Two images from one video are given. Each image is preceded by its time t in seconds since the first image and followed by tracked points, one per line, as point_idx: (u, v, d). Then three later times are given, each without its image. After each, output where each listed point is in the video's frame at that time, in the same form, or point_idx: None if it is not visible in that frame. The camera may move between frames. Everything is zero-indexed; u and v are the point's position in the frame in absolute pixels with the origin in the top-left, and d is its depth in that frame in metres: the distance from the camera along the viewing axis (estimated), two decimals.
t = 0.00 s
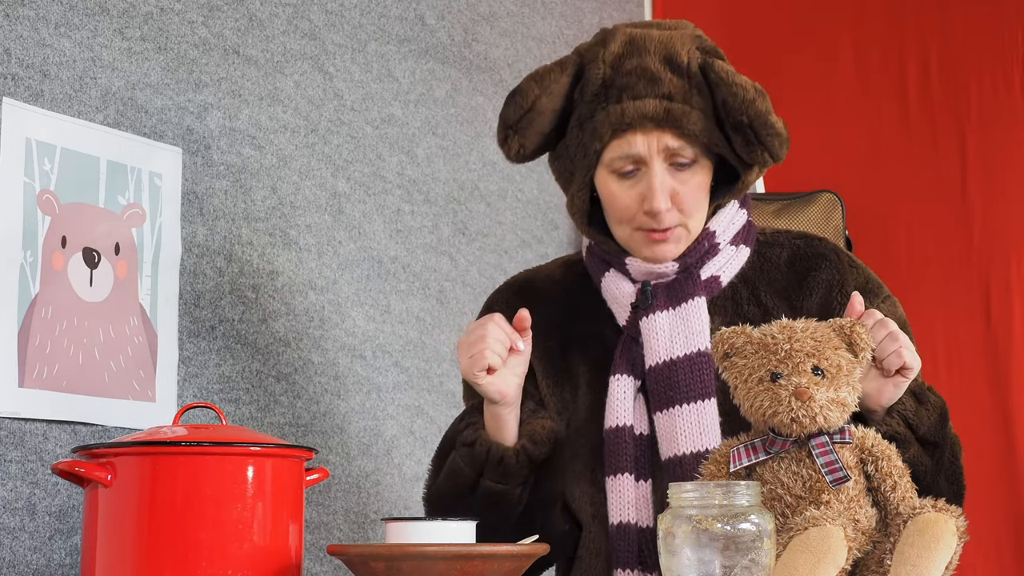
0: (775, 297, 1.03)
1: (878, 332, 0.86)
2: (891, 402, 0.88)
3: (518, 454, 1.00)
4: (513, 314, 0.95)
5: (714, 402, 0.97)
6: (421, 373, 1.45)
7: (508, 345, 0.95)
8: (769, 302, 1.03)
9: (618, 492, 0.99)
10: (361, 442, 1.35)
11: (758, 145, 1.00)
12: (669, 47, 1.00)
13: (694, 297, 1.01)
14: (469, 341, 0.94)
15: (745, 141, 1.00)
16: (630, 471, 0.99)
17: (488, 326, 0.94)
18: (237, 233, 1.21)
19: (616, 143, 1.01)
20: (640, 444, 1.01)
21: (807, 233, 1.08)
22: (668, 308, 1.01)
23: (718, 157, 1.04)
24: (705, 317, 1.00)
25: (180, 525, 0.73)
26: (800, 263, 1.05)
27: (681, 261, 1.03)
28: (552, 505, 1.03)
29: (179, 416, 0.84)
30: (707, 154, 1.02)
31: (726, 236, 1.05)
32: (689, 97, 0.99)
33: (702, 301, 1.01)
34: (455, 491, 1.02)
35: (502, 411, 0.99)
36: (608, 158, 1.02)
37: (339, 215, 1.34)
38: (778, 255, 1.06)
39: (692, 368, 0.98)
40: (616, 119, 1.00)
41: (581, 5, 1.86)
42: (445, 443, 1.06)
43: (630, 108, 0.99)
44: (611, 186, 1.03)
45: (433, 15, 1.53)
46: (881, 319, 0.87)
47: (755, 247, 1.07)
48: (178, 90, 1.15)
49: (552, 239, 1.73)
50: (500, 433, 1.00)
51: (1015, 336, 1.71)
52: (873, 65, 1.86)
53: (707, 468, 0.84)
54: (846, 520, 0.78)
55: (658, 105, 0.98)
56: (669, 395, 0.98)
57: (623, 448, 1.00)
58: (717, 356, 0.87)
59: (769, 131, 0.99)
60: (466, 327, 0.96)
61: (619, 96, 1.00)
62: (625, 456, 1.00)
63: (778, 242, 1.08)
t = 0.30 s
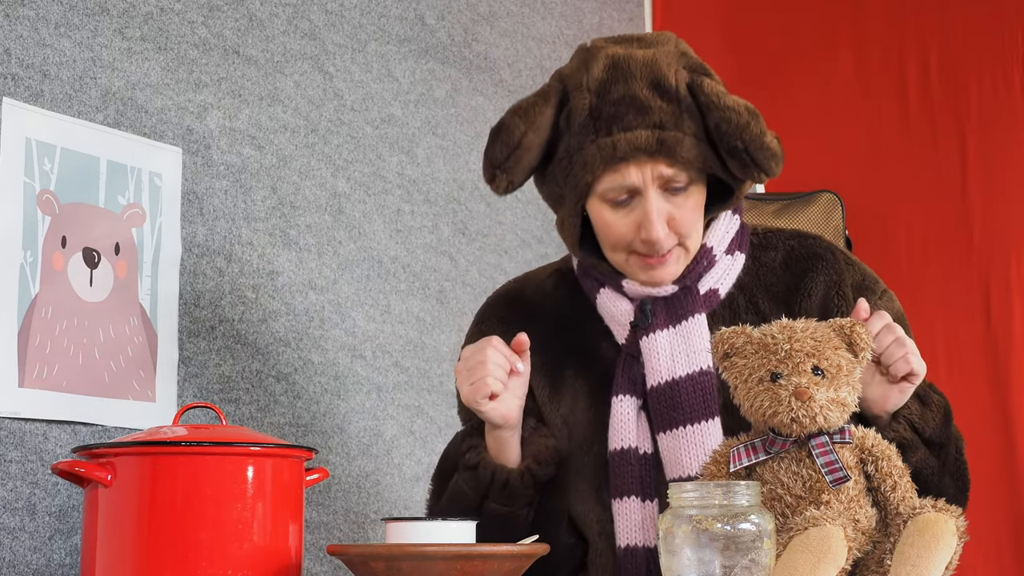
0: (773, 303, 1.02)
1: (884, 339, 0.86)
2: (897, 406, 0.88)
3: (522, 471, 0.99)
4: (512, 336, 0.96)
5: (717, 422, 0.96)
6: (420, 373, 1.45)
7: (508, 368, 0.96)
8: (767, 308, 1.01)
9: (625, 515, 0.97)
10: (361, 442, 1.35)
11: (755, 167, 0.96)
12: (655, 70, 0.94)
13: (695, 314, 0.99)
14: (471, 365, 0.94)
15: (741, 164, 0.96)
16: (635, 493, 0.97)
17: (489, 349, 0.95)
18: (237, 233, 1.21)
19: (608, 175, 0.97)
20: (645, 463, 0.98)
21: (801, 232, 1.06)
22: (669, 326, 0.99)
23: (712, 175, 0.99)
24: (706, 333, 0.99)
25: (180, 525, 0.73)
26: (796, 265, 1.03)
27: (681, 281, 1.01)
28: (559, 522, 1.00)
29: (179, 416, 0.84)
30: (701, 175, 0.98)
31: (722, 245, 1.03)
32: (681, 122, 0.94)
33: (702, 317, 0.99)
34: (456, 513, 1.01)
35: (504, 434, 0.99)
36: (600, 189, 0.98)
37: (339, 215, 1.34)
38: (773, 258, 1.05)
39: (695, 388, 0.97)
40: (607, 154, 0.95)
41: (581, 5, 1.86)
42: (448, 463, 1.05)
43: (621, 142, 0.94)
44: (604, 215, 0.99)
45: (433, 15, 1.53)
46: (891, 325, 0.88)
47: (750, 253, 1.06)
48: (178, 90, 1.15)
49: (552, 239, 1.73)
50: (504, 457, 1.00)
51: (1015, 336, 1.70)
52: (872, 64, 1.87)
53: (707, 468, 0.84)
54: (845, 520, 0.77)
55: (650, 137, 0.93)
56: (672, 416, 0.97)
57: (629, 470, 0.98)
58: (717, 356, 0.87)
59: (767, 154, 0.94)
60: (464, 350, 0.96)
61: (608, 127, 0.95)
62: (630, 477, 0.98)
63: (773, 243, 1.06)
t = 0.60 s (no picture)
0: (775, 310, 1.02)
1: (894, 353, 0.86)
2: (904, 417, 0.88)
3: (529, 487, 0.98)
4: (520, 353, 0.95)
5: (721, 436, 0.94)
6: (420, 373, 1.45)
7: (516, 386, 0.95)
8: (769, 314, 1.02)
9: (628, 530, 0.97)
10: (361, 442, 1.35)
11: (756, 182, 0.95)
12: (655, 86, 0.93)
13: (699, 326, 0.99)
14: (477, 382, 0.94)
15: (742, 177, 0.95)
16: (639, 507, 0.96)
17: (496, 366, 0.94)
18: (237, 233, 1.21)
19: (608, 193, 0.96)
20: (649, 476, 0.98)
21: (802, 235, 1.06)
22: (671, 339, 0.99)
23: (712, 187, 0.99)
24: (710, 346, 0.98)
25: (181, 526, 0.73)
26: (798, 271, 1.03)
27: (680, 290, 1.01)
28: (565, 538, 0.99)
29: (179, 416, 0.84)
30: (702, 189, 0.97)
31: (723, 253, 1.03)
32: (681, 139, 0.94)
33: (705, 329, 0.99)
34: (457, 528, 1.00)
35: (510, 451, 0.98)
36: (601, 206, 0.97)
37: (339, 215, 1.34)
38: (774, 264, 1.05)
39: (699, 402, 0.95)
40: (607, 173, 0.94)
41: (581, 6, 1.86)
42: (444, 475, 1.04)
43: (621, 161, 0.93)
44: (605, 232, 0.98)
45: (433, 15, 1.53)
46: (903, 336, 0.87)
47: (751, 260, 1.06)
48: (178, 90, 1.15)
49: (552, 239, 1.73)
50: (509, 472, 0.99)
51: (1016, 336, 1.71)
52: (872, 65, 1.87)
53: (708, 468, 0.84)
54: (846, 520, 0.77)
55: (651, 156, 0.93)
56: (675, 430, 0.96)
57: (632, 485, 0.97)
58: (717, 356, 0.87)
59: (768, 169, 0.93)
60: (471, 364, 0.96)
61: (607, 145, 0.94)
62: (634, 492, 0.97)
63: (774, 248, 1.06)
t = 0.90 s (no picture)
0: (782, 310, 1.01)
1: (905, 374, 0.84)
2: (908, 436, 0.87)
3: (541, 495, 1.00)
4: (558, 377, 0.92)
5: (724, 433, 0.94)
6: (421, 373, 1.45)
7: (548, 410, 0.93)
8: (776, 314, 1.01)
9: (630, 528, 0.97)
10: (361, 442, 1.35)
11: (759, 154, 0.94)
12: (663, 51, 0.94)
13: (703, 322, 0.98)
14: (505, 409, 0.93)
15: (745, 151, 0.94)
16: (642, 505, 0.96)
17: (525, 396, 0.92)
18: (237, 232, 1.21)
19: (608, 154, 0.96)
20: (653, 474, 0.97)
21: (812, 237, 1.05)
22: (676, 334, 0.98)
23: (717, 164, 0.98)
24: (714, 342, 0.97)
25: (181, 526, 0.73)
26: (807, 272, 1.02)
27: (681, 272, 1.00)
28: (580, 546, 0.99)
29: (179, 416, 0.84)
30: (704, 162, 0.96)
31: (731, 248, 1.01)
32: (685, 104, 0.93)
33: (710, 325, 0.97)
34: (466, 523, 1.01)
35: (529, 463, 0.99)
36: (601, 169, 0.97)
37: (339, 216, 1.34)
38: (783, 264, 1.04)
39: (702, 399, 0.95)
40: (606, 129, 0.94)
41: (581, 6, 1.86)
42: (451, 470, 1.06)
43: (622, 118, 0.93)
44: (604, 198, 0.97)
45: (433, 15, 1.53)
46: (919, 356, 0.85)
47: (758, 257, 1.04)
48: (178, 90, 1.15)
49: (552, 239, 1.73)
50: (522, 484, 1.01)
51: (1016, 335, 1.71)
52: (872, 65, 1.87)
53: (708, 468, 0.84)
54: (845, 521, 0.78)
55: (652, 115, 0.93)
56: (677, 428, 0.95)
57: (635, 483, 0.97)
58: (717, 356, 0.87)
59: (771, 140, 0.93)
60: (499, 386, 0.94)
61: (611, 105, 0.94)
62: (638, 490, 0.97)
63: (783, 248, 1.05)
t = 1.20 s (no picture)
0: (791, 309, 0.99)
1: (912, 412, 0.84)
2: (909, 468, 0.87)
3: (552, 505, 0.99)
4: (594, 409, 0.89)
5: (729, 428, 0.94)
6: (421, 373, 1.45)
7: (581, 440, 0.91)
8: (784, 313, 0.99)
9: (633, 522, 0.96)
10: (361, 442, 1.35)
11: (766, 133, 0.96)
12: (676, 31, 0.97)
13: (710, 315, 0.97)
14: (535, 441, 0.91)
15: (753, 130, 0.97)
16: (647, 499, 0.96)
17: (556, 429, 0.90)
18: (237, 232, 1.21)
19: (618, 128, 0.98)
20: (657, 468, 0.96)
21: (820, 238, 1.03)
22: (682, 327, 0.97)
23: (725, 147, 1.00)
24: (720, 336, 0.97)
25: (181, 526, 0.73)
26: (815, 271, 1.00)
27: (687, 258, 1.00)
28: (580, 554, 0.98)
29: (179, 416, 0.84)
30: (712, 142, 0.99)
31: (739, 242, 1.01)
32: (695, 81, 0.96)
33: (715, 318, 0.97)
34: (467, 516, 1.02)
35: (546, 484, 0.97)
36: (611, 143, 0.99)
37: (339, 216, 1.34)
38: (791, 263, 1.02)
39: (707, 393, 0.94)
40: (617, 101, 0.97)
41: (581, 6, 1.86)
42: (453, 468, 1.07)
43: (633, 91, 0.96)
44: (613, 174, 1.00)
45: (433, 15, 1.53)
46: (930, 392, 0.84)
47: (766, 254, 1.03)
48: (178, 90, 1.15)
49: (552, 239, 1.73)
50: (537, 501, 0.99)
51: (1016, 335, 1.71)
52: (873, 66, 1.86)
53: (708, 468, 0.84)
54: (846, 520, 0.78)
55: (662, 89, 0.95)
56: (682, 421, 0.95)
57: (639, 477, 0.96)
58: (716, 356, 0.87)
59: (779, 118, 0.95)
60: (525, 417, 0.92)
61: (622, 79, 0.97)
62: (642, 485, 0.96)
63: (791, 247, 1.03)
